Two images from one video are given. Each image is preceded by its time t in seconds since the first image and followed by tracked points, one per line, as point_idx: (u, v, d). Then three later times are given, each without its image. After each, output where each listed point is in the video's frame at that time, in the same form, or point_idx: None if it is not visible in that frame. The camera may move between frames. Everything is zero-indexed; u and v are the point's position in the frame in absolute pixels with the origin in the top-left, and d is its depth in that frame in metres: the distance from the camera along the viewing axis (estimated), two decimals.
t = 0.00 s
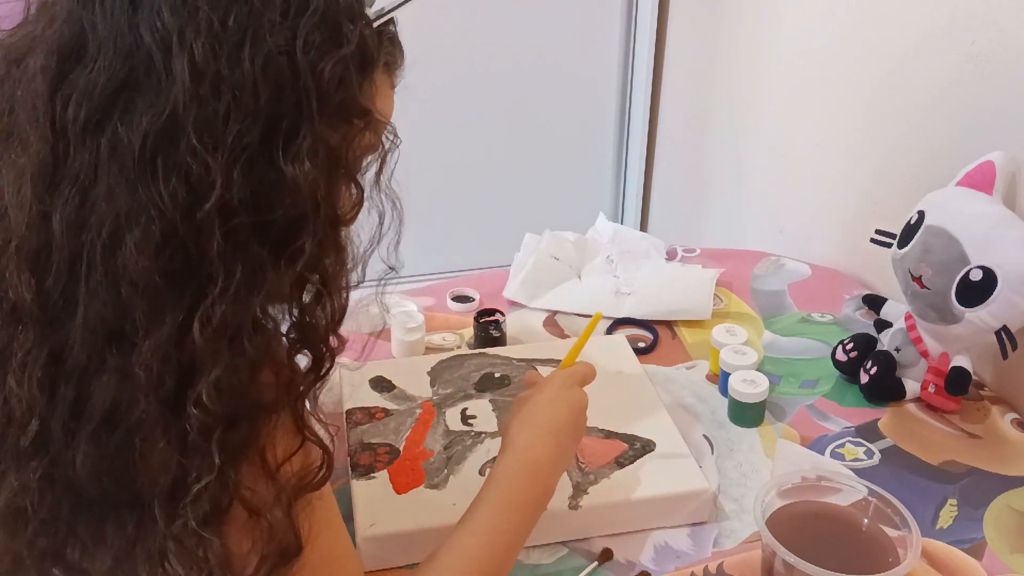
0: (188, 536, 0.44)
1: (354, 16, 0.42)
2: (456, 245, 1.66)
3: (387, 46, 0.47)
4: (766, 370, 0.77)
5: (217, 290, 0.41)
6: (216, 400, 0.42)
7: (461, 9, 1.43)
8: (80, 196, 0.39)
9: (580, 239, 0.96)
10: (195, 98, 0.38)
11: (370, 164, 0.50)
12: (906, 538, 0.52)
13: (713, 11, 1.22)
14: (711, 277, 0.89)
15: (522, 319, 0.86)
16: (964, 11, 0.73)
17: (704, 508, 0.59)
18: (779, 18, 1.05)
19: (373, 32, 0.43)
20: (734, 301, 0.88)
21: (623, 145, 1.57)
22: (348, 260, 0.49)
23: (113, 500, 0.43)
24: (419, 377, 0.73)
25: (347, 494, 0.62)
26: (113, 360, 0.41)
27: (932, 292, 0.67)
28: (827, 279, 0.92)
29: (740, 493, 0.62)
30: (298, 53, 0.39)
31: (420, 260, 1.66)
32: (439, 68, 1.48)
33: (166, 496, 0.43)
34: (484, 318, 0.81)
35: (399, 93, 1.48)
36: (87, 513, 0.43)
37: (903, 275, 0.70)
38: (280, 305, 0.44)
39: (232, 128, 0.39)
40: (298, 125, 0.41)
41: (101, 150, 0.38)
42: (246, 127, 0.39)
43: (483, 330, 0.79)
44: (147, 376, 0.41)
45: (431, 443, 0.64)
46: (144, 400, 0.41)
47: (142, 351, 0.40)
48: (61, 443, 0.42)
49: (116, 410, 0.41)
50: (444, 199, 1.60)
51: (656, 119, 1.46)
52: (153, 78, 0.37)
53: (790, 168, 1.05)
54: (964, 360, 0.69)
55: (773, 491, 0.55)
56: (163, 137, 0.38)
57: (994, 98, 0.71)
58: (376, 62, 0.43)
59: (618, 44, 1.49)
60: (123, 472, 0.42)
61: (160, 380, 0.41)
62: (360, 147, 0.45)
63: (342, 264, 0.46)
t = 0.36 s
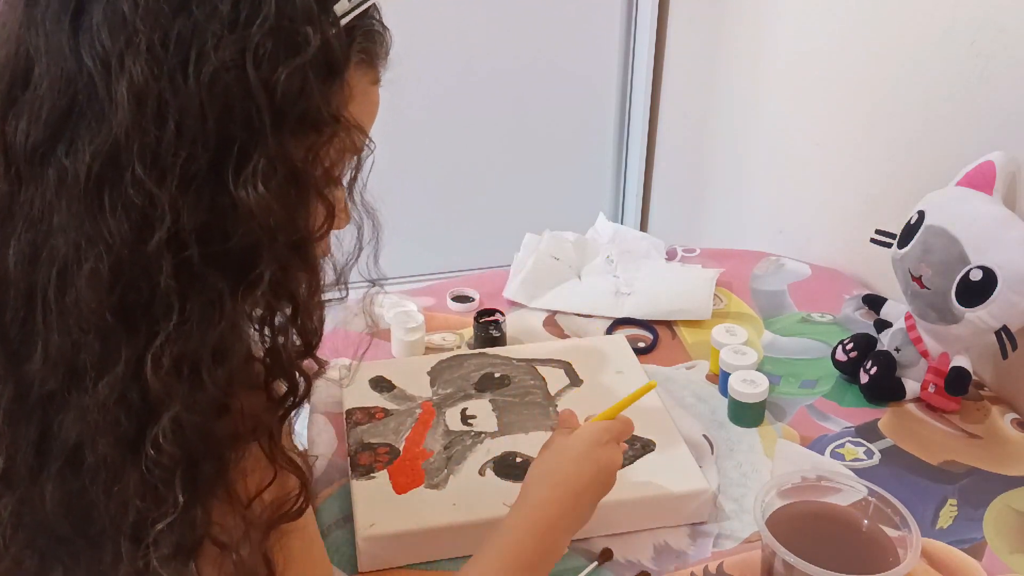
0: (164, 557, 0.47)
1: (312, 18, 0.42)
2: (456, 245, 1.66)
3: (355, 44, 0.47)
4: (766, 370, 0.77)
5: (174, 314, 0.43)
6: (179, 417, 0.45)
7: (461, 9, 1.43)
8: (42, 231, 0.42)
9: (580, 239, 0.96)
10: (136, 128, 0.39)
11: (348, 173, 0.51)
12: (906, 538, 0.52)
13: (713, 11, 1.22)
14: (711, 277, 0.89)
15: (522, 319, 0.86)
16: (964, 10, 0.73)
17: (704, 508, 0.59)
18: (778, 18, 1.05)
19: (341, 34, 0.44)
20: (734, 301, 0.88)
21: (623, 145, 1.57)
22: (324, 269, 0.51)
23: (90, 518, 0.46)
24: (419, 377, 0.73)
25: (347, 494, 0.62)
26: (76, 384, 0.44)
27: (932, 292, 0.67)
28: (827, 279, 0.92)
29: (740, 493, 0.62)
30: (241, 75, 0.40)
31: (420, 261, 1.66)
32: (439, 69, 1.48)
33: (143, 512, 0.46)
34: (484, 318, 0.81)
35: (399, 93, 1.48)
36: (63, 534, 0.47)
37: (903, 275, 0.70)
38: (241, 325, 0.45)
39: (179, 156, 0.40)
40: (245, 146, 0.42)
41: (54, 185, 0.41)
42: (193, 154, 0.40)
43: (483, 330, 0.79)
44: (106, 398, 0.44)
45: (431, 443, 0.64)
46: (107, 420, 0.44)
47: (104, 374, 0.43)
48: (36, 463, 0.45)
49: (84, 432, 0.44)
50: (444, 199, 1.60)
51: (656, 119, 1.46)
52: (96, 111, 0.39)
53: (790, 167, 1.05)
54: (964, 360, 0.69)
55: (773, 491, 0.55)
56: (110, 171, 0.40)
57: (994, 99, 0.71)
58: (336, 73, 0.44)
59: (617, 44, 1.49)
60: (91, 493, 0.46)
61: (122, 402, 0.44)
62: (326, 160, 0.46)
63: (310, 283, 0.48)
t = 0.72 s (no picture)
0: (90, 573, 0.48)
1: (337, 77, 0.41)
2: (456, 245, 1.66)
3: (387, 96, 0.45)
4: (766, 370, 0.77)
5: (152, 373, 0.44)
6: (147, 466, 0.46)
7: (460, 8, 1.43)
8: (43, 272, 0.44)
9: (580, 239, 0.96)
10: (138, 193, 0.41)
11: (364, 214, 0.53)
12: (906, 538, 0.52)
13: (713, 12, 1.22)
14: (711, 277, 0.89)
15: (522, 319, 0.86)
16: (964, 10, 0.73)
17: (704, 507, 0.59)
18: (778, 19, 1.05)
19: (368, 91, 0.43)
20: (734, 301, 0.88)
21: (623, 145, 1.57)
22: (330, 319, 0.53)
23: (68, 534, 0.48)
24: (419, 376, 0.73)
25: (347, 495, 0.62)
26: (64, 420, 0.46)
27: (932, 292, 0.67)
28: (827, 279, 0.92)
29: (740, 493, 0.62)
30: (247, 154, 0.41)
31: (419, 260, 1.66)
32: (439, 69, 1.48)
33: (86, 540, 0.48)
34: (484, 318, 0.81)
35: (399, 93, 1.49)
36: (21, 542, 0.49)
37: (903, 275, 0.70)
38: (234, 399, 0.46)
39: (178, 229, 0.42)
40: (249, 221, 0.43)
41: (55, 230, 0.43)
42: (194, 228, 0.42)
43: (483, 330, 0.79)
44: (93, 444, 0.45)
45: (431, 443, 0.64)
46: (80, 460, 0.46)
47: (82, 416, 0.45)
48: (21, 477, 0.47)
49: (62, 465, 0.46)
50: (443, 199, 1.60)
51: (656, 119, 1.46)
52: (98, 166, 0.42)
53: (790, 167, 1.05)
54: (964, 360, 0.69)
55: (773, 491, 0.56)
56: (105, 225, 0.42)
57: (994, 99, 0.71)
58: (360, 137, 0.44)
59: (617, 44, 1.49)
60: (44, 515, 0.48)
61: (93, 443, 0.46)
62: (343, 222, 0.47)
63: (313, 337, 0.50)
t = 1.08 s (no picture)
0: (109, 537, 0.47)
1: None
2: (456, 246, 1.66)
3: None
4: (766, 370, 0.77)
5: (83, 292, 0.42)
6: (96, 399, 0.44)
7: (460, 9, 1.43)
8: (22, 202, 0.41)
9: (580, 239, 0.96)
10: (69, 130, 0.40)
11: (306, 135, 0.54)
12: (906, 538, 0.52)
13: (712, 12, 1.22)
14: (711, 277, 0.89)
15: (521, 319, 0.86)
16: (964, 10, 0.73)
17: (704, 508, 0.59)
18: (778, 18, 1.05)
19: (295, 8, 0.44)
20: (734, 301, 0.88)
21: (624, 145, 1.57)
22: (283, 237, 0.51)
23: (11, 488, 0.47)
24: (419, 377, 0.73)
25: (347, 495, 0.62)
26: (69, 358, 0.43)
27: (933, 292, 0.67)
28: (827, 279, 0.92)
29: (740, 493, 0.62)
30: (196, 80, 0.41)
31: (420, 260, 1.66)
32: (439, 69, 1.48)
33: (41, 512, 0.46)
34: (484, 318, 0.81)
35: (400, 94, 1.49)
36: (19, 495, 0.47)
37: (903, 275, 0.70)
38: (217, 347, 0.46)
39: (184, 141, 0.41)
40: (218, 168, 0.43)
41: None
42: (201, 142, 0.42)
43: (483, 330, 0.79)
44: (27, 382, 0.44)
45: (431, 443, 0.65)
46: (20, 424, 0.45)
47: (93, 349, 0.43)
48: None
49: (72, 406, 0.44)
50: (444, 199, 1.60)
51: (656, 119, 1.46)
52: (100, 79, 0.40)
53: (789, 168, 1.05)
54: (964, 360, 0.69)
55: (773, 491, 0.55)
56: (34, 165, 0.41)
57: (994, 99, 0.71)
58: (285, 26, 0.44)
59: (617, 44, 1.48)
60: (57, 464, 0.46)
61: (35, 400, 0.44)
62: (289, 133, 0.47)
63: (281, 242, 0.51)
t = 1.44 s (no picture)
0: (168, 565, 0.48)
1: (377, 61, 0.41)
2: (456, 246, 1.66)
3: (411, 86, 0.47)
4: (766, 370, 0.77)
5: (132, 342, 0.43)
6: (147, 424, 0.45)
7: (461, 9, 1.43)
8: (88, 239, 0.42)
9: (581, 239, 0.96)
10: (192, 174, 0.40)
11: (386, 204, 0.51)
12: (906, 538, 0.52)
13: (712, 13, 1.22)
14: (711, 277, 0.90)
15: (522, 319, 0.86)
16: (964, 11, 0.74)
17: (704, 507, 0.59)
18: (778, 19, 1.05)
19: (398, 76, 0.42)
20: (734, 301, 0.88)
21: (624, 145, 1.57)
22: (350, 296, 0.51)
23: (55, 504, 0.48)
24: (419, 376, 0.73)
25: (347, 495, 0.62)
26: (118, 403, 0.44)
27: (933, 292, 0.67)
28: (827, 279, 0.92)
29: (740, 493, 0.62)
30: (308, 139, 0.40)
31: (420, 259, 1.66)
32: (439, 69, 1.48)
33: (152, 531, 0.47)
34: (484, 318, 0.81)
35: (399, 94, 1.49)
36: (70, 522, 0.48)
37: (903, 275, 0.70)
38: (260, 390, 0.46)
39: (227, 199, 0.41)
40: (326, 215, 0.43)
41: (104, 210, 0.41)
42: (243, 198, 0.41)
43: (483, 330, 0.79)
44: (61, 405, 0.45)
45: (431, 443, 0.65)
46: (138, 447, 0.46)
47: (132, 395, 0.44)
48: (65, 461, 0.47)
49: (121, 443, 0.45)
50: (443, 199, 1.60)
51: (656, 119, 1.46)
52: (150, 137, 0.40)
53: (790, 168, 1.05)
54: (964, 360, 0.69)
55: (773, 491, 0.55)
56: (157, 207, 0.41)
57: (994, 99, 0.71)
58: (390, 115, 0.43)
59: (618, 44, 1.49)
60: (108, 497, 0.47)
61: (152, 427, 0.45)
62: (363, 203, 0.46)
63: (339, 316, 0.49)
